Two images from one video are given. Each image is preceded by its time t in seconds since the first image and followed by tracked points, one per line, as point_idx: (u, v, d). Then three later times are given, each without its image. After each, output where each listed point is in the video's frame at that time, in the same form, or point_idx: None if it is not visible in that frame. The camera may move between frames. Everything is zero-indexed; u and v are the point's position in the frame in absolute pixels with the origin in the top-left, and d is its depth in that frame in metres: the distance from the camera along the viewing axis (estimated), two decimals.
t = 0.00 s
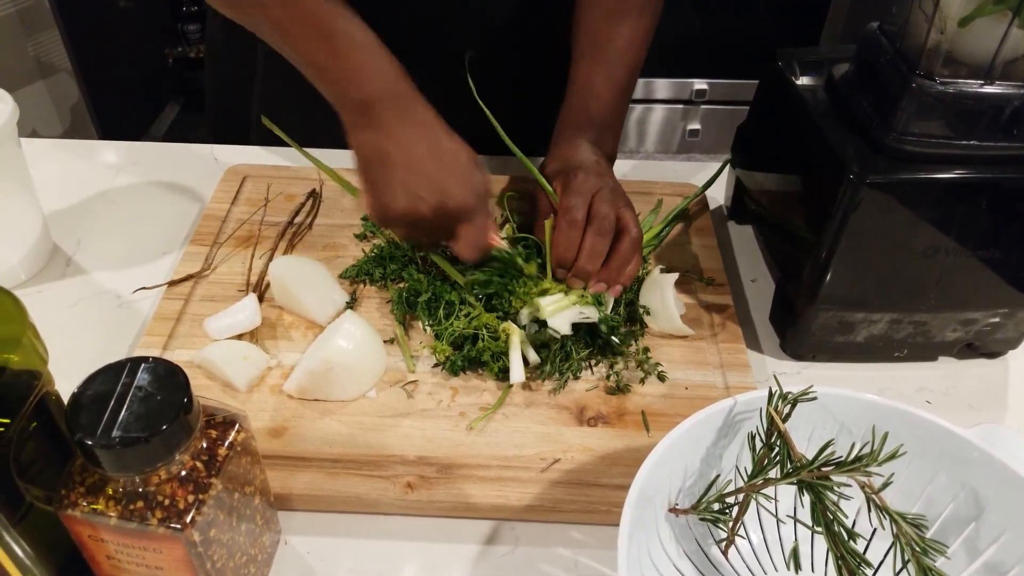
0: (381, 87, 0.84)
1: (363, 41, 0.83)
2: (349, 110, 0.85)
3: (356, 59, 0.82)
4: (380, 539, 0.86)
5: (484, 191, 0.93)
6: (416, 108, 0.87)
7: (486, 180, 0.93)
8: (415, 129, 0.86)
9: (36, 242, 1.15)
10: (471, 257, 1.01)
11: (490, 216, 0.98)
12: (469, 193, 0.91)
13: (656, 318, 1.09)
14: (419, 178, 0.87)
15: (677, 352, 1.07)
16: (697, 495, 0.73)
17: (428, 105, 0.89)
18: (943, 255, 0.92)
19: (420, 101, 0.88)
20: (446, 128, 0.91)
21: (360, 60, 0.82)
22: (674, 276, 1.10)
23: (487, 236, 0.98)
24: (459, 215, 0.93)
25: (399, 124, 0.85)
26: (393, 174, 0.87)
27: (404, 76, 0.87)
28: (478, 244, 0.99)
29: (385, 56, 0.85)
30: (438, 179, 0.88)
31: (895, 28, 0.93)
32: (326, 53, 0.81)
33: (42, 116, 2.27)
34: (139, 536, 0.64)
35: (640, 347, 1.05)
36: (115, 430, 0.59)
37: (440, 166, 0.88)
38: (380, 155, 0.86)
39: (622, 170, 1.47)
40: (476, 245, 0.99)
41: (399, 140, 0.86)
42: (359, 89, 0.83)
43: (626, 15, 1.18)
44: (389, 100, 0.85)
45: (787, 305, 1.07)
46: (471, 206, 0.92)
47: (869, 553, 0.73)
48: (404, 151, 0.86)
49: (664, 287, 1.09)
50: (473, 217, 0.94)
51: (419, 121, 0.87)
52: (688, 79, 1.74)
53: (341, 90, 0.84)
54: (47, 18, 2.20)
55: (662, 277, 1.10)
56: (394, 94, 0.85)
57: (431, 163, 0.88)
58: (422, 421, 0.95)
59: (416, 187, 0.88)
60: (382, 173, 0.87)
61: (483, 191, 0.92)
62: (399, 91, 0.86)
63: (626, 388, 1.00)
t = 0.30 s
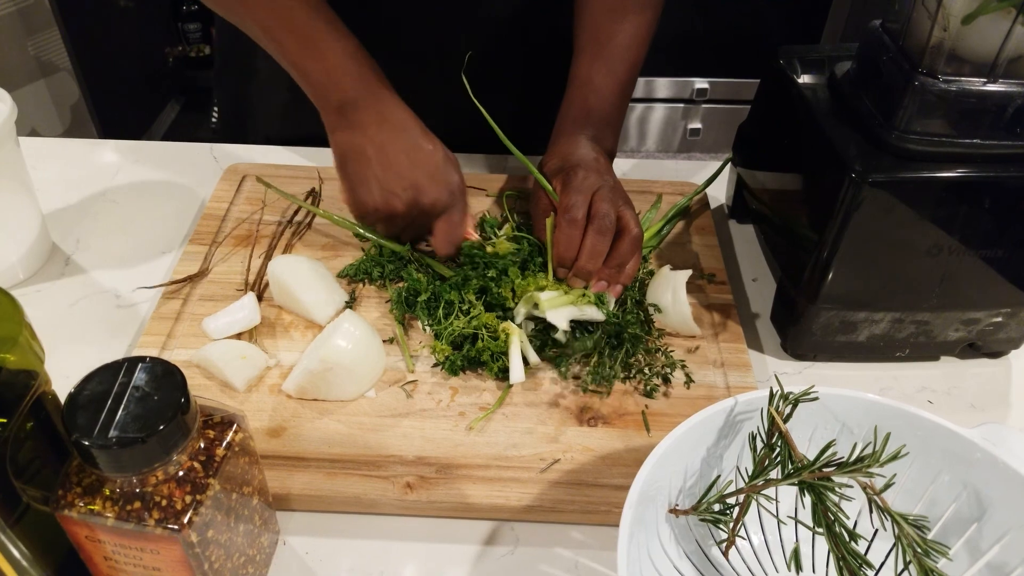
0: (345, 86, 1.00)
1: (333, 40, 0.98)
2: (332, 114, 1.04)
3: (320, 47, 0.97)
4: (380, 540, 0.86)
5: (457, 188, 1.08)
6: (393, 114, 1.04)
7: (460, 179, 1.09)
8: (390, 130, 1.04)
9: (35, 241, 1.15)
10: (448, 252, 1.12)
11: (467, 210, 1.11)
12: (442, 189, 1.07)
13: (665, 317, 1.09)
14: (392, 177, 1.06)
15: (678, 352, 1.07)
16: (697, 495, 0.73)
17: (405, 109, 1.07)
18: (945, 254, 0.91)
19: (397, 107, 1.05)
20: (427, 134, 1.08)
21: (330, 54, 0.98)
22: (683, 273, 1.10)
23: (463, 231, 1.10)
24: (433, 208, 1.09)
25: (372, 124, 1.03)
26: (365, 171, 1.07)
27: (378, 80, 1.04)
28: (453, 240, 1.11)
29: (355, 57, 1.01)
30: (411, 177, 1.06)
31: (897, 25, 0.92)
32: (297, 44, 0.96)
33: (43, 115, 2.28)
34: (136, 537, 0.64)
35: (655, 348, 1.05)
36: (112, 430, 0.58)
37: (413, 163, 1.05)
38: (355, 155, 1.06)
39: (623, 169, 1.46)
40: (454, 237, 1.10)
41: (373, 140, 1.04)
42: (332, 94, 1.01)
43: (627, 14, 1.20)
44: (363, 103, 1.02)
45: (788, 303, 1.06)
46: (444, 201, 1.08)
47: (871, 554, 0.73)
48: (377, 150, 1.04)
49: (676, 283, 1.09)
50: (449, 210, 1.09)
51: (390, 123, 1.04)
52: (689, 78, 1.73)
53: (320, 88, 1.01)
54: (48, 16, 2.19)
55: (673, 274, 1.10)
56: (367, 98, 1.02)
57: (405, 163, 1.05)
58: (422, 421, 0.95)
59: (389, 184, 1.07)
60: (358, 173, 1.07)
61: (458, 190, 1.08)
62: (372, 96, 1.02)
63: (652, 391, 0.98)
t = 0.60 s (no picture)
0: (326, 73, 0.99)
1: (313, 28, 0.97)
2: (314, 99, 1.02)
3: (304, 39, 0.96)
4: (383, 537, 0.85)
5: (437, 173, 1.08)
6: (377, 104, 1.04)
7: (439, 164, 1.09)
8: (373, 118, 1.03)
9: (36, 238, 1.15)
10: (426, 236, 1.14)
11: (446, 195, 1.12)
12: (422, 174, 1.07)
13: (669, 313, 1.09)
14: (373, 164, 1.05)
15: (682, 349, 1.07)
16: (702, 493, 0.72)
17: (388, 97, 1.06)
18: (950, 251, 0.91)
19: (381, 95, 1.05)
20: (410, 122, 1.08)
21: (314, 42, 0.97)
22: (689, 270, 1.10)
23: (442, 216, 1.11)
24: (412, 194, 1.09)
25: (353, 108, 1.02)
26: (349, 157, 1.05)
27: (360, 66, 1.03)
28: (432, 224, 1.12)
29: (339, 45, 1.00)
30: (394, 163, 1.05)
31: (903, 22, 0.92)
32: (279, 35, 0.95)
33: (44, 113, 2.27)
34: (140, 533, 0.64)
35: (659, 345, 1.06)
36: (115, 426, 0.58)
37: (394, 150, 1.05)
38: (338, 140, 1.04)
39: (625, 167, 1.46)
40: (432, 220, 1.11)
41: (355, 125, 1.03)
42: (313, 80, 0.99)
43: (627, 9, 1.18)
44: (345, 89, 1.01)
45: (792, 300, 1.06)
46: (424, 186, 1.08)
47: (877, 551, 0.73)
48: (362, 137, 1.03)
49: (681, 281, 1.09)
50: (429, 195, 1.10)
51: (373, 112, 1.03)
52: (691, 76, 1.73)
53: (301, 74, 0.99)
54: (48, 13, 2.19)
55: (677, 271, 1.10)
56: (349, 85, 1.01)
57: (389, 150, 1.04)
58: (425, 419, 0.94)
59: (372, 170, 1.06)
60: (339, 158, 1.06)
61: (437, 175, 1.08)
62: (352, 82, 1.01)
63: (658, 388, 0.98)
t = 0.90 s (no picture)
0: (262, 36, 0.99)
1: None
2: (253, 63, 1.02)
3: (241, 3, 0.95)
4: (387, 534, 0.85)
5: (376, 140, 1.10)
6: (312, 68, 1.05)
7: (379, 129, 1.11)
8: (309, 82, 1.04)
9: (39, 235, 1.15)
10: (372, 202, 1.16)
11: (387, 160, 1.14)
12: (361, 139, 1.09)
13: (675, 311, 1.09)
14: (313, 128, 1.07)
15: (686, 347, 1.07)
16: (706, 490, 0.73)
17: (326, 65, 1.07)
18: (954, 249, 0.91)
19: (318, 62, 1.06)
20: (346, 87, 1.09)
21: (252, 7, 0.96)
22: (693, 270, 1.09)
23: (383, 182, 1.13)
24: (355, 159, 1.11)
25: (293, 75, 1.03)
26: (291, 122, 1.07)
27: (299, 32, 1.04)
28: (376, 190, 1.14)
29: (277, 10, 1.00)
30: (332, 128, 1.07)
31: (907, 19, 0.91)
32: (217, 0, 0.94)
33: (46, 110, 2.27)
34: (144, 531, 0.64)
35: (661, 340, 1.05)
36: (119, 424, 0.58)
37: (333, 116, 1.06)
38: (278, 106, 1.05)
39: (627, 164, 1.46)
40: (375, 185, 1.13)
41: (295, 92, 1.04)
42: (254, 46, 1.00)
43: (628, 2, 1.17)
44: (283, 54, 1.01)
45: (796, 298, 1.06)
46: (363, 152, 1.10)
47: (880, 549, 0.72)
48: (303, 102, 1.05)
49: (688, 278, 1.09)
50: (369, 161, 1.12)
51: (310, 76, 1.04)
52: (693, 74, 1.73)
53: (242, 39, 0.99)
54: (49, 11, 2.18)
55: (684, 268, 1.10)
56: (286, 50, 1.01)
57: (326, 114, 1.06)
58: (428, 416, 0.94)
59: (312, 135, 1.07)
60: (280, 122, 1.07)
61: (378, 141, 1.10)
62: (289, 47, 1.02)
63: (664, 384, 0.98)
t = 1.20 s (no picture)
0: None
1: None
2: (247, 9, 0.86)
3: None
4: (384, 533, 0.85)
5: (383, 68, 0.85)
6: None
7: (383, 55, 0.86)
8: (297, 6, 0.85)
9: (36, 233, 1.14)
10: (394, 144, 0.88)
11: (400, 90, 0.87)
12: (363, 69, 0.84)
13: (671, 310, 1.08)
14: (305, 57, 0.84)
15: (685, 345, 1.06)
16: (703, 489, 0.72)
17: None
18: (953, 246, 0.91)
19: None
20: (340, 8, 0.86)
21: None
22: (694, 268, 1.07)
23: (403, 118, 0.86)
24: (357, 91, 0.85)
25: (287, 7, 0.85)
26: (281, 57, 0.85)
27: None
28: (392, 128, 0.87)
29: None
30: (325, 54, 0.84)
31: (906, 16, 0.91)
32: None
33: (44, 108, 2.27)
34: (140, 530, 0.63)
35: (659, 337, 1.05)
36: (114, 422, 0.58)
37: (326, 40, 0.84)
38: (270, 38, 0.85)
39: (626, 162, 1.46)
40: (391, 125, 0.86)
41: (284, 25, 0.84)
42: None
43: None
44: None
45: (795, 296, 1.06)
46: (366, 82, 0.85)
47: (878, 548, 0.72)
48: (289, 30, 0.84)
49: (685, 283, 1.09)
50: (378, 92, 0.86)
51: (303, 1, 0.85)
52: (693, 72, 1.73)
53: None
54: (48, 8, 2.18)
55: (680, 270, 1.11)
56: None
57: (320, 39, 0.84)
58: (426, 415, 0.94)
59: (306, 65, 0.85)
60: (274, 58, 0.86)
61: (385, 69, 0.86)
62: None
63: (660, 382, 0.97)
